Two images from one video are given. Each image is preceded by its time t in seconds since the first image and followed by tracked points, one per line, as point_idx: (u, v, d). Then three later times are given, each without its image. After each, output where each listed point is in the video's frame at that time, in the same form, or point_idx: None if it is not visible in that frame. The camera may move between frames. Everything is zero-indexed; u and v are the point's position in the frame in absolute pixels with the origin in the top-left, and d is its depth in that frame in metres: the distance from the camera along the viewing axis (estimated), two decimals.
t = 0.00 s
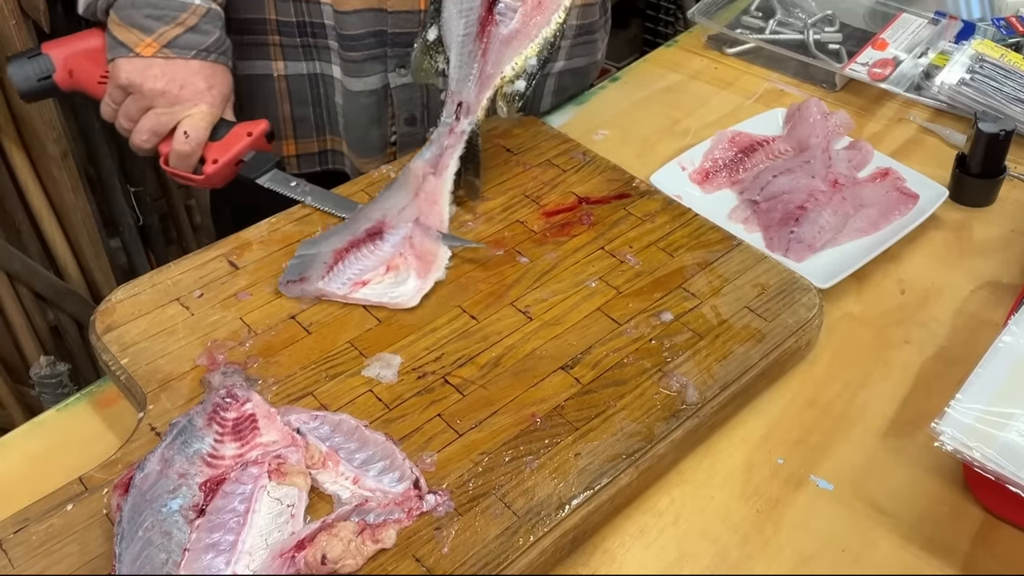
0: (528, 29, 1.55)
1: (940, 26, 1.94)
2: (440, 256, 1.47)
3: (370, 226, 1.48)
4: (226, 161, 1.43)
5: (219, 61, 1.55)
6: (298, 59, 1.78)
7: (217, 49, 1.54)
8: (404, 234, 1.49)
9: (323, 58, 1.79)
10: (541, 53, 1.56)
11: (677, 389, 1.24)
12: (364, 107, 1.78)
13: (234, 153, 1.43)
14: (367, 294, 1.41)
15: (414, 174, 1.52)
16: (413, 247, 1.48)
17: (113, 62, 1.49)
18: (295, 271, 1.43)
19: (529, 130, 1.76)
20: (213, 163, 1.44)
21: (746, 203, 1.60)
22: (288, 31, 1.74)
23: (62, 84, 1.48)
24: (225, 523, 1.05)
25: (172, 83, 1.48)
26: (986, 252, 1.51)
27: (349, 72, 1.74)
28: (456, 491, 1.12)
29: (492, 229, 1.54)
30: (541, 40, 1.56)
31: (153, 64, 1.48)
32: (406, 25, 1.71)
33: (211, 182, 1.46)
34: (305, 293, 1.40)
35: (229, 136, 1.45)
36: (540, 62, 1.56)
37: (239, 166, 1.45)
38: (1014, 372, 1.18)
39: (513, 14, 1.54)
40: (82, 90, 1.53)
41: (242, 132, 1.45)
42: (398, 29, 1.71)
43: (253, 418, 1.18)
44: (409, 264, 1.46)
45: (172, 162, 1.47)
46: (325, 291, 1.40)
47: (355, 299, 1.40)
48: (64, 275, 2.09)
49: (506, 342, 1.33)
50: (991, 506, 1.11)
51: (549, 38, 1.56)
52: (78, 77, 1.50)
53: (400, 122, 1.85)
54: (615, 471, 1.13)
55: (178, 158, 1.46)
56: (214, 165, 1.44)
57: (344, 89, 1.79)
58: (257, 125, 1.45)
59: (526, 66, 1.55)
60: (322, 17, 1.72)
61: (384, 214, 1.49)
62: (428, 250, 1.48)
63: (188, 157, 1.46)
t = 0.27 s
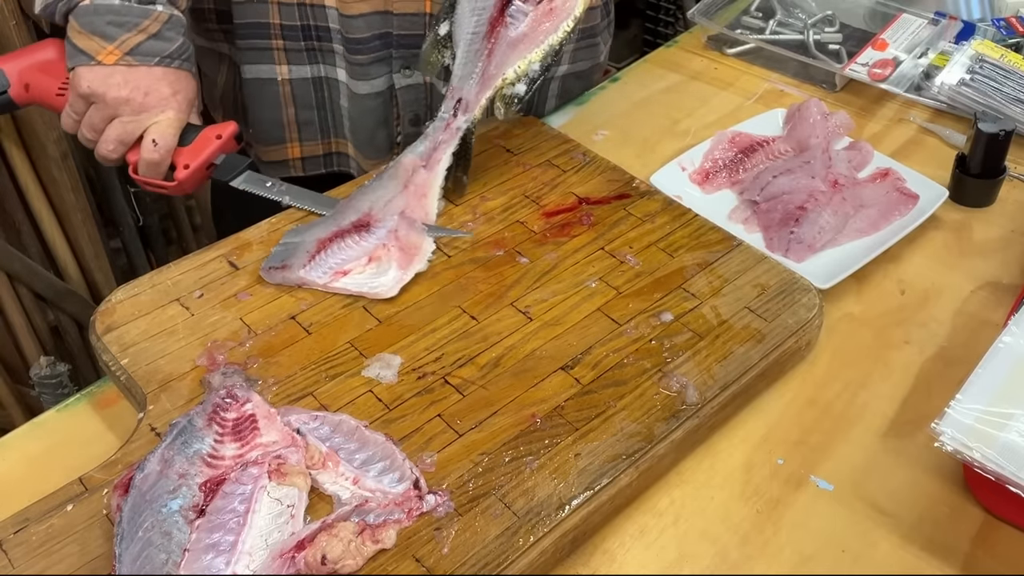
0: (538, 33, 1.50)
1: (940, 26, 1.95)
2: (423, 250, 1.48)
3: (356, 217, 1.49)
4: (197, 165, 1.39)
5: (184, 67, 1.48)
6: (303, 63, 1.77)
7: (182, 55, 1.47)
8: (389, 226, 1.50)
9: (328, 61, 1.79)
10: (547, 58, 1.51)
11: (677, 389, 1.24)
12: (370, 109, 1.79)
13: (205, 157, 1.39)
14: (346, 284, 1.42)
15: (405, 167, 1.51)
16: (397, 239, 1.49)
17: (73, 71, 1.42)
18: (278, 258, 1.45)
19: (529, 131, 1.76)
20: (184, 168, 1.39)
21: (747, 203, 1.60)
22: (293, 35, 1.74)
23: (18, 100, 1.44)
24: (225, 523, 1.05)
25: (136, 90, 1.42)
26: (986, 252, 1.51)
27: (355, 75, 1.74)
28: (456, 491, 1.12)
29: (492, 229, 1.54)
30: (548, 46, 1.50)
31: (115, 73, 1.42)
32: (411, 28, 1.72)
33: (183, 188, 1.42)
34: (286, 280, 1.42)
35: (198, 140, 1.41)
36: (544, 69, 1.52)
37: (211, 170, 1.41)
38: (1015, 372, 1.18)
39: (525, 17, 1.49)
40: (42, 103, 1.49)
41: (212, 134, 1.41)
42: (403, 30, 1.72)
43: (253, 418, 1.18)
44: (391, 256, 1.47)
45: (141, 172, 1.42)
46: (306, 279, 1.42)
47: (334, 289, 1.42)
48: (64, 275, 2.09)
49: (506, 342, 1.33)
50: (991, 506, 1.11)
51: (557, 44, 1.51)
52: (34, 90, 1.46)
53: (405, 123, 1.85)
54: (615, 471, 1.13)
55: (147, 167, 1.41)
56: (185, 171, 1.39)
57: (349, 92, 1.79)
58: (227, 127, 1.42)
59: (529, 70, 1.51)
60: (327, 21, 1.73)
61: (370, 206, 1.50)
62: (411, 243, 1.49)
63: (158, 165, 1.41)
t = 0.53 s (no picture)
0: (550, 48, 1.49)
1: (940, 26, 1.95)
2: (414, 251, 1.48)
3: (348, 218, 1.49)
4: (175, 179, 1.39)
5: (154, 83, 1.47)
6: (317, 72, 1.77)
7: (151, 70, 1.46)
8: (381, 227, 1.50)
9: (342, 69, 1.79)
10: (555, 75, 1.51)
11: (677, 389, 1.24)
12: (386, 116, 1.79)
13: (183, 170, 1.39)
14: (337, 285, 1.42)
15: (402, 168, 1.50)
16: (388, 240, 1.49)
17: (41, 90, 1.41)
18: (269, 257, 1.44)
19: (529, 131, 1.76)
20: (162, 183, 1.39)
21: (747, 203, 1.60)
22: (307, 45, 1.73)
23: None
24: (225, 523, 1.05)
25: (105, 107, 1.41)
26: (986, 252, 1.51)
27: (370, 83, 1.74)
28: (456, 491, 1.12)
29: (492, 229, 1.54)
30: (558, 63, 1.50)
31: (83, 90, 1.40)
32: (425, 34, 1.72)
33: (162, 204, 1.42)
34: (276, 280, 1.42)
35: (174, 154, 1.41)
36: (552, 84, 1.51)
37: (189, 183, 1.41)
38: (1015, 372, 1.18)
39: (538, 30, 1.49)
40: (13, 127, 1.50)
41: (188, 147, 1.41)
42: (417, 37, 1.72)
43: (253, 418, 1.18)
44: (381, 257, 1.47)
45: (118, 190, 1.41)
46: (296, 280, 1.42)
47: (324, 290, 1.42)
48: (64, 275, 2.09)
49: (506, 342, 1.33)
50: (991, 506, 1.11)
51: (567, 61, 1.51)
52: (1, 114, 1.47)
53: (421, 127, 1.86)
54: (615, 471, 1.13)
55: (123, 184, 1.40)
56: (163, 186, 1.39)
57: (364, 100, 1.79)
58: (202, 138, 1.41)
59: (536, 85, 1.51)
60: (343, 31, 1.71)
61: (361, 207, 1.50)
62: (402, 245, 1.49)
63: (135, 183, 1.40)
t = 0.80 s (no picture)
0: (553, 62, 1.52)
1: (940, 26, 1.95)
2: (400, 253, 1.48)
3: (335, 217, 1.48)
4: (154, 188, 1.34)
5: (130, 93, 1.47)
6: (331, 79, 1.77)
7: (126, 79, 1.47)
8: (368, 228, 1.49)
9: (356, 76, 1.78)
10: (555, 88, 1.55)
11: (677, 389, 1.24)
12: (403, 123, 1.78)
13: (161, 179, 1.35)
14: (318, 285, 1.42)
15: (396, 170, 1.50)
16: (374, 241, 1.48)
17: (15, 100, 1.42)
18: (254, 254, 1.45)
19: (529, 131, 1.76)
20: (140, 193, 1.34)
21: (747, 203, 1.60)
22: (320, 54, 1.73)
23: None
24: (225, 523, 1.05)
25: (80, 118, 1.41)
26: (986, 252, 1.51)
27: (385, 90, 1.73)
28: (456, 491, 1.12)
29: (492, 229, 1.54)
30: (560, 77, 1.53)
31: (57, 100, 1.41)
32: (439, 39, 1.69)
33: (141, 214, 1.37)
34: (258, 278, 1.42)
35: (152, 163, 1.36)
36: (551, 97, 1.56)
37: (168, 192, 1.36)
38: (1015, 372, 1.18)
39: (544, 44, 1.52)
40: None
41: (166, 156, 1.36)
42: (432, 43, 1.70)
43: (253, 418, 1.18)
44: (366, 258, 1.46)
45: (95, 202, 1.37)
46: (278, 278, 1.42)
47: (306, 289, 1.42)
48: (64, 275, 2.09)
49: (506, 342, 1.33)
50: (991, 506, 1.11)
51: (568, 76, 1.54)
52: None
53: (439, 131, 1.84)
54: (615, 471, 1.13)
55: (100, 195, 1.35)
56: (141, 196, 1.33)
57: (379, 106, 1.78)
58: (180, 146, 1.36)
59: (535, 97, 1.55)
60: (356, 38, 1.70)
61: (349, 207, 1.49)
62: (388, 246, 1.48)
63: (112, 193, 1.36)
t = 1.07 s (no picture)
0: (563, 84, 1.52)
1: (940, 26, 1.95)
2: (398, 261, 1.47)
3: (331, 228, 1.49)
4: (118, 197, 1.31)
5: (93, 99, 1.48)
6: (326, 84, 1.78)
7: (91, 87, 1.48)
8: (364, 237, 1.49)
9: (351, 82, 1.79)
10: (563, 109, 1.54)
11: (677, 389, 1.24)
12: (398, 127, 1.79)
13: (125, 187, 1.31)
14: (313, 293, 1.41)
15: (393, 182, 1.51)
16: (371, 250, 1.48)
17: None
18: (248, 262, 1.43)
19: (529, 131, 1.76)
20: (104, 202, 1.31)
21: (747, 203, 1.60)
22: (315, 59, 1.73)
23: None
24: (226, 523, 1.05)
25: (43, 124, 1.41)
26: (986, 252, 1.51)
27: (381, 95, 1.74)
28: (456, 491, 1.12)
29: (492, 229, 1.54)
30: (568, 98, 1.53)
31: (19, 105, 1.41)
32: (434, 43, 1.71)
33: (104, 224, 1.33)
34: (252, 286, 1.40)
35: (115, 172, 1.33)
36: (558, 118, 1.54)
37: (131, 202, 1.33)
38: (1015, 372, 1.18)
39: (554, 67, 1.52)
40: None
41: (130, 165, 1.33)
42: (427, 47, 1.71)
43: (253, 418, 1.18)
44: (363, 266, 1.45)
45: (55, 210, 1.35)
46: (272, 286, 1.40)
47: (301, 297, 1.40)
48: (64, 275, 2.09)
49: (506, 342, 1.33)
50: (991, 506, 1.11)
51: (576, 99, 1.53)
52: None
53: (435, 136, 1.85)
54: (615, 471, 1.13)
55: (62, 204, 1.33)
56: (105, 205, 1.30)
57: (375, 111, 1.79)
58: (145, 154, 1.33)
59: (542, 117, 1.53)
60: (350, 43, 1.72)
61: (345, 217, 1.50)
62: (386, 254, 1.47)
63: (74, 202, 1.34)
